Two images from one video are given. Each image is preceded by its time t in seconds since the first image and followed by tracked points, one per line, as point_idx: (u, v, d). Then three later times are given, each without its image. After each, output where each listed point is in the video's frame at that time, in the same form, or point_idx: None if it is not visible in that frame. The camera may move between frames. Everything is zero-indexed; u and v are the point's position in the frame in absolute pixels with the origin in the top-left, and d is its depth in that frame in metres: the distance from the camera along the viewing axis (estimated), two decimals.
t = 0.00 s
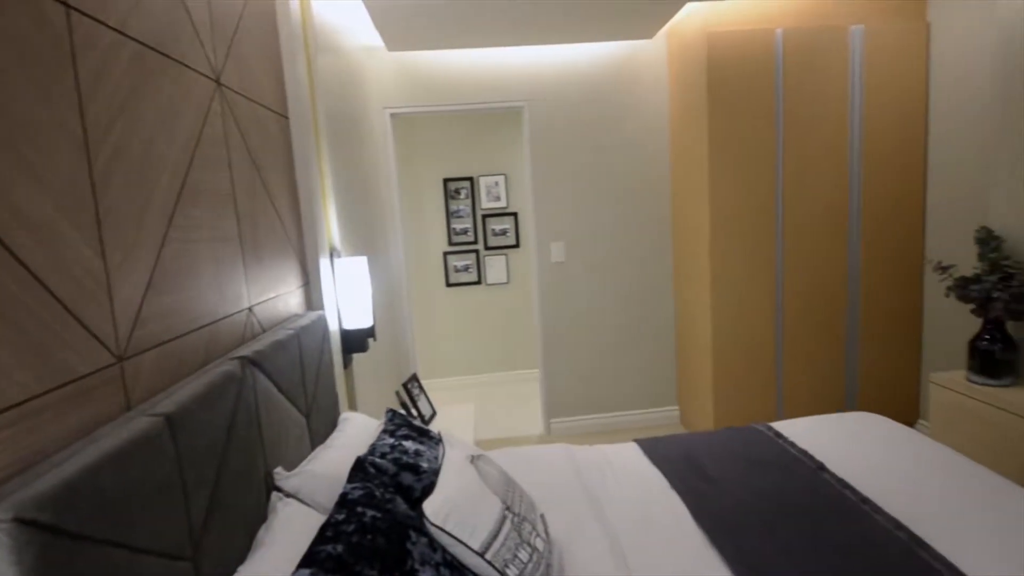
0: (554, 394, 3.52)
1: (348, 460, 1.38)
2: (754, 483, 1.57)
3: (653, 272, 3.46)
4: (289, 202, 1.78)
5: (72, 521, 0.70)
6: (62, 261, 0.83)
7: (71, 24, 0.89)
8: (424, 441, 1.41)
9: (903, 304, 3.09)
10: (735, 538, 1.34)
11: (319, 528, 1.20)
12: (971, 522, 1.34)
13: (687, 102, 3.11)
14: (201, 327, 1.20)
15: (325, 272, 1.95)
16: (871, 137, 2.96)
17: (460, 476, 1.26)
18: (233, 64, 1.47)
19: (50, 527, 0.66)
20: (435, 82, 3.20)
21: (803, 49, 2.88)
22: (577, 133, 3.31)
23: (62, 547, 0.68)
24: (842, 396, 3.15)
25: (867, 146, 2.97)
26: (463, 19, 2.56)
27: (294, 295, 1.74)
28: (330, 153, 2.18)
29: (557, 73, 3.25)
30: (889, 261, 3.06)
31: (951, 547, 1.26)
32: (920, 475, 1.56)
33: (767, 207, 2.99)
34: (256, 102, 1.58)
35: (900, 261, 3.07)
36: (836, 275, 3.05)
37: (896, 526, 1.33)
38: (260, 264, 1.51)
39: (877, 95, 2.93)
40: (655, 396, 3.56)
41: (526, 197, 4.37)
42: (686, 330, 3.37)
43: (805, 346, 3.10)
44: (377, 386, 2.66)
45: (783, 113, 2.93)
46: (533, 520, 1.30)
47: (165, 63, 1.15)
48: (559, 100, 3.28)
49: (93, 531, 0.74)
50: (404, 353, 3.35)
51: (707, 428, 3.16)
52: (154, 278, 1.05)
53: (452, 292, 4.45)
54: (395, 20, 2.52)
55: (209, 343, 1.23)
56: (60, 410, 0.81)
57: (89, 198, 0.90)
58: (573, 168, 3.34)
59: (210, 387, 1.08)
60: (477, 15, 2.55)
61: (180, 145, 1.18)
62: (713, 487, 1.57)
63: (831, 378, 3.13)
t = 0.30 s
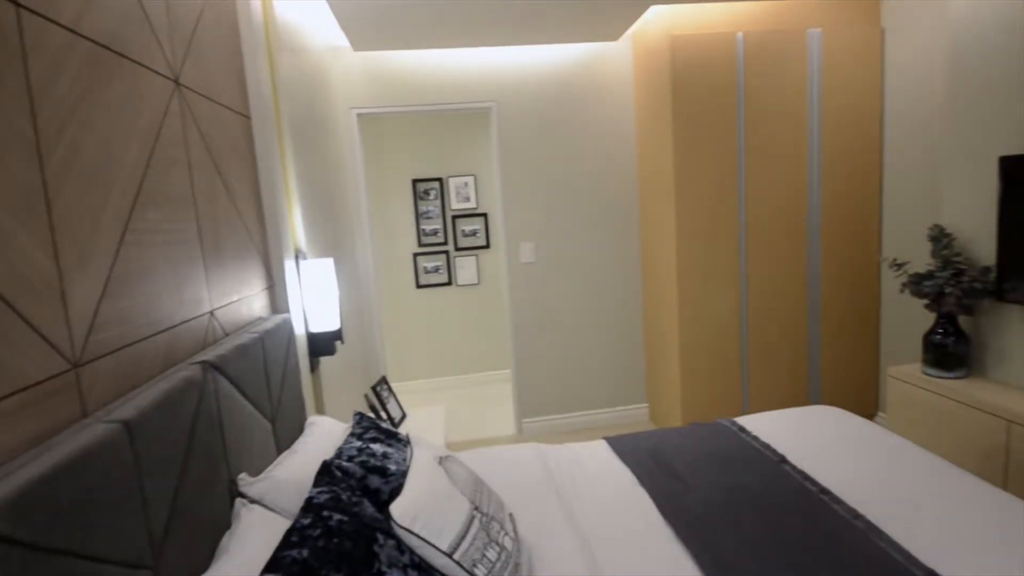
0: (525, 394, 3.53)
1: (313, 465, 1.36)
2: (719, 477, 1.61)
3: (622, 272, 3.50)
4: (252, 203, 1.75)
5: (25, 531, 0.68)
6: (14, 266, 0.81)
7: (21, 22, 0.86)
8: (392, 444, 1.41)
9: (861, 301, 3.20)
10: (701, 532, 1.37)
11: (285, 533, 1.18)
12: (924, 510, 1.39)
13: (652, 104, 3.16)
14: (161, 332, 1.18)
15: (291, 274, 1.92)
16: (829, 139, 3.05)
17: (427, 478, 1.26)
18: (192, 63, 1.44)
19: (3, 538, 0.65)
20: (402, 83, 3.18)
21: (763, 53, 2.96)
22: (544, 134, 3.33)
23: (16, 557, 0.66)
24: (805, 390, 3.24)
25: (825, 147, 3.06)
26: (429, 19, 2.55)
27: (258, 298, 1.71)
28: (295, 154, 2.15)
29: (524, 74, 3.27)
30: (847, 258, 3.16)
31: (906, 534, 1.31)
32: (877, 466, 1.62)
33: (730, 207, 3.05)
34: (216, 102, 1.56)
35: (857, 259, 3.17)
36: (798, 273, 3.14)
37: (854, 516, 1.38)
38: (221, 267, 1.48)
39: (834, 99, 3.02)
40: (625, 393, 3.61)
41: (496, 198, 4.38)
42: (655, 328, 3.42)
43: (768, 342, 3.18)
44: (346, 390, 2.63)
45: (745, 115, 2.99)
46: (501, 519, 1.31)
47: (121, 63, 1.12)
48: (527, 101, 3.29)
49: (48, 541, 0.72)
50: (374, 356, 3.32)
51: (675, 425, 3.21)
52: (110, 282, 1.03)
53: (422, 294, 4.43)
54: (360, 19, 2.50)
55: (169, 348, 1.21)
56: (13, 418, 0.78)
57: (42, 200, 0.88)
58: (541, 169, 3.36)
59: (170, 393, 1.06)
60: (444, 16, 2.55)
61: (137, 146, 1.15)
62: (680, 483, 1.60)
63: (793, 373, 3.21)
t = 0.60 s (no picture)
0: (500, 395, 3.54)
1: (281, 467, 1.35)
2: (689, 474, 1.64)
3: (594, 272, 3.53)
4: (218, 205, 1.72)
5: None
6: None
7: None
8: (364, 446, 1.40)
9: (826, 299, 3.28)
10: (671, 527, 1.39)
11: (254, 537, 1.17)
12: (888, 502, 1.44)
13: (623, 105, 3.19)
14: (124, 336, 1.15)
15: (258, 276, 1.90)
16: (794, 140, 3.12)
17: (399, 480, 1.26)
18: (155, 62, 1.41)
19: None
20: (372, 83, 3.16)
21: (730, 56, 3.01)
22: (516, 135, 3.34)
23: None
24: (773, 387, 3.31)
25: (791, 149, 3.13)
26: (400, 19, 2.54)
27: (225, 300, 1.69)
28: (263, 154, 2.12)
29: (495, 75, 3.27)
30: (812, 257, 3.23)
31: (871, 526, 1.35)
32: (841, 460, 1.66)
33: (700, 207, 3.10)
34: (180, 101, 1.53)
35: (823, 258, 3.25)
36: (766, 272, 3.20)
37: (819, 509, 1.42)
38: (187, 270, 1.46)
39: (798, 101, 3.10)
40: (598, 393, 3.64)
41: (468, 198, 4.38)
42: (627, 328, 3.46)
43: (738, 340, 3.24)
44: (317, 393, 2.60)
45: (714, 117, 3.04)
46: (473, 519, 1.31)
47: (81, 62, 1.09)
48: (498, 102, 3.30)
49: (7, 551, 0.70)
50: (346, 358, 3.29)
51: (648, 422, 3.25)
52: (70, 285, 1.00)
53: (395, 295, 4.40)
54: (329, 18, 2.48)
55: (132, 352, 1.18)
56: None
57: None
58: (513, 170, 3.37)
59: (134, 398, 1.03)
60: (416, 16, 2.54)
61: (98, 147, 1.13)
62: (651, 480, 1.63)
63: (762, 370, 3.28)
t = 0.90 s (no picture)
0: (471, 396, 3.53)
1: (247, 473, 1.33)
2: (656, 470, 1.66)
3: (564, 272, 3.55)
4: (178, 206, 1.68)
5: None
6: None
7: None
8: (330, 450, 1.39)
9: (789, 297, 3.37)
10: (637, 523, 1.41)
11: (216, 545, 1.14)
12: (848, 493, 1.48)
13: (590, 107, 3.22)
14: (80, 340, 1.12)
15: (220, 279, 1.86)
16: (757, 143, 3.20)
17: (366, 484, 1.25)
18: (112, 61, 1.37)
19: None
20: (338, 83, 3.13)
21: (694, 60, 3.07)
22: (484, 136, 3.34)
23: None
24: (738, 384, 3.38)
25: (753, 150, 3.20)
26: (366, 19, 2.52)
27: (186, 304, 1.65)
28: (224, 154, 2.08)
29: (463, 76, 3.27)
30: (775, 257, 3.31)
31: (834, 516, 1.39)
32: (804, 453, 1.71)
33: (666, 208, 3.15)
34: (138, 100, 1.49)
35: (785, 257, 3.33)
36: (731, 271, 3.27)
37: (781, 502, 1.46)
38: (145, 273, 1.42)
39: (760, 105, 3.17)
40: (569, 393, 3.66)
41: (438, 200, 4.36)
42: (597, 327, 3.49)
43: (704, 338, 3.30)
44: (283, 397, 2.56)
45: (679, 120, 3.10)
46: (442, 521, 1.31)
47: (32, 61, 1.06)
48: (466, 103, 3.29)
49: None
50: (313, 362, 3.24)
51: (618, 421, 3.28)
52: (23, 288, 0.97)
53: (364, 298, 4.36)
54: (292, 17, 2.44)
55: (88, 357, 1.15)
56: None
57: None
58: (481, 171, 3.37)
59: (90, 404, 1.01)
60: (382, 16, 2.52)
61: (51, 148, 1.09)
62: (618, 477, 1.65)
63: (728, 368, 3.35)
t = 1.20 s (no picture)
0: (445, 398, 3.52)
1: (214, 477, 1.31)
2: (628, 468, 1.68)
3: (537, 273, 3.57)
4: (141, 207, 1.64)
5: None
6: None
7: None
8: (300, 454, 1.37)
9: (758, 297, 3.43)
10: (610, 521, 1.43)
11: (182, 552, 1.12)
12: (816, 488, 1.51)
13: (562, 108, 3.24)
14: (40, 344, 1.09)
15: (186, 281, 1.82)
16: (725, 145, 3.26)
17: (336, 487, 1.24)
18: (71, 59, 1.34)
19: None
20: (308, 82, 3.09)
21: (664, 63, 3.11)
22: (456, 136, 3.34)
23: None
24: (710, 382, 3.43)
25: (722, 152, 3.26)
26: (336, 18, 2.50)
27: (151, 307, 1.61)
28: (190, 154, 2.03)
29: (435, 76, 3.26)
30: (744, 257, 3.38)
31: (802, 511, 1.42)
32: (773, 450, 1.74)
33: (638, 209, 3.18)
34: (99, 100, 1.45)
35: (754, 257, 3.39)
36: (701, 272, 3.32)
37: (750, 497, 1.49)
38: (108, 276, 1.39)
39: (728, 108, 3.23)
40: (543, 393, 3.67)
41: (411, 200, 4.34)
42: (571, 328, 3.51)
43: (676, 337, 3.34)
44: (253, 401, 2.51)
45: (650, 122, 3.14)
46: (414, 523, 1.30)
47: None
48: (438, 104, 3.28)
49: None
50: (283, 365, 3.20)
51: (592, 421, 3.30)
52: None
53: (336, 299, 4.31)
54: (260, 15, 2.41)
55: (48, 362, 1.12)
56: None
57: None
58: (454, 171, 3.36)
59: (51, 409, 0.98)
60: (353, 15, 2.50)
61: (7, 148, 1.06)
62: (591, 476, 1.66)
63: (699, 366, 3.40)
